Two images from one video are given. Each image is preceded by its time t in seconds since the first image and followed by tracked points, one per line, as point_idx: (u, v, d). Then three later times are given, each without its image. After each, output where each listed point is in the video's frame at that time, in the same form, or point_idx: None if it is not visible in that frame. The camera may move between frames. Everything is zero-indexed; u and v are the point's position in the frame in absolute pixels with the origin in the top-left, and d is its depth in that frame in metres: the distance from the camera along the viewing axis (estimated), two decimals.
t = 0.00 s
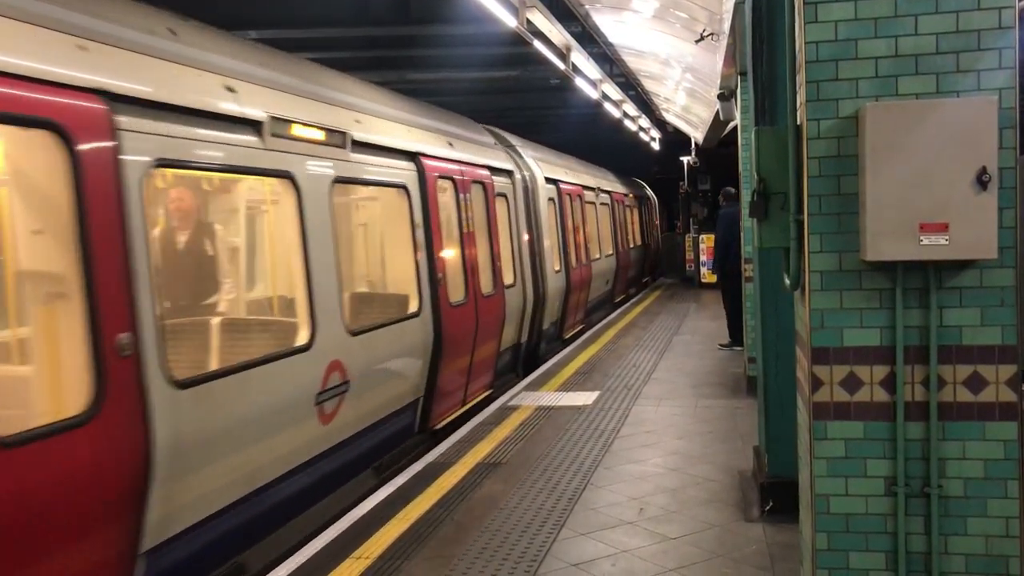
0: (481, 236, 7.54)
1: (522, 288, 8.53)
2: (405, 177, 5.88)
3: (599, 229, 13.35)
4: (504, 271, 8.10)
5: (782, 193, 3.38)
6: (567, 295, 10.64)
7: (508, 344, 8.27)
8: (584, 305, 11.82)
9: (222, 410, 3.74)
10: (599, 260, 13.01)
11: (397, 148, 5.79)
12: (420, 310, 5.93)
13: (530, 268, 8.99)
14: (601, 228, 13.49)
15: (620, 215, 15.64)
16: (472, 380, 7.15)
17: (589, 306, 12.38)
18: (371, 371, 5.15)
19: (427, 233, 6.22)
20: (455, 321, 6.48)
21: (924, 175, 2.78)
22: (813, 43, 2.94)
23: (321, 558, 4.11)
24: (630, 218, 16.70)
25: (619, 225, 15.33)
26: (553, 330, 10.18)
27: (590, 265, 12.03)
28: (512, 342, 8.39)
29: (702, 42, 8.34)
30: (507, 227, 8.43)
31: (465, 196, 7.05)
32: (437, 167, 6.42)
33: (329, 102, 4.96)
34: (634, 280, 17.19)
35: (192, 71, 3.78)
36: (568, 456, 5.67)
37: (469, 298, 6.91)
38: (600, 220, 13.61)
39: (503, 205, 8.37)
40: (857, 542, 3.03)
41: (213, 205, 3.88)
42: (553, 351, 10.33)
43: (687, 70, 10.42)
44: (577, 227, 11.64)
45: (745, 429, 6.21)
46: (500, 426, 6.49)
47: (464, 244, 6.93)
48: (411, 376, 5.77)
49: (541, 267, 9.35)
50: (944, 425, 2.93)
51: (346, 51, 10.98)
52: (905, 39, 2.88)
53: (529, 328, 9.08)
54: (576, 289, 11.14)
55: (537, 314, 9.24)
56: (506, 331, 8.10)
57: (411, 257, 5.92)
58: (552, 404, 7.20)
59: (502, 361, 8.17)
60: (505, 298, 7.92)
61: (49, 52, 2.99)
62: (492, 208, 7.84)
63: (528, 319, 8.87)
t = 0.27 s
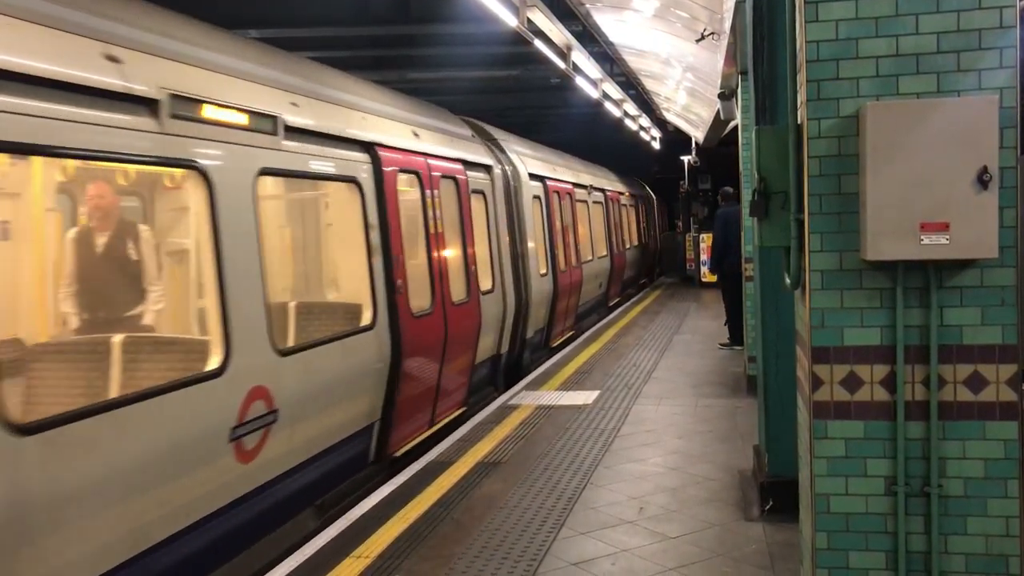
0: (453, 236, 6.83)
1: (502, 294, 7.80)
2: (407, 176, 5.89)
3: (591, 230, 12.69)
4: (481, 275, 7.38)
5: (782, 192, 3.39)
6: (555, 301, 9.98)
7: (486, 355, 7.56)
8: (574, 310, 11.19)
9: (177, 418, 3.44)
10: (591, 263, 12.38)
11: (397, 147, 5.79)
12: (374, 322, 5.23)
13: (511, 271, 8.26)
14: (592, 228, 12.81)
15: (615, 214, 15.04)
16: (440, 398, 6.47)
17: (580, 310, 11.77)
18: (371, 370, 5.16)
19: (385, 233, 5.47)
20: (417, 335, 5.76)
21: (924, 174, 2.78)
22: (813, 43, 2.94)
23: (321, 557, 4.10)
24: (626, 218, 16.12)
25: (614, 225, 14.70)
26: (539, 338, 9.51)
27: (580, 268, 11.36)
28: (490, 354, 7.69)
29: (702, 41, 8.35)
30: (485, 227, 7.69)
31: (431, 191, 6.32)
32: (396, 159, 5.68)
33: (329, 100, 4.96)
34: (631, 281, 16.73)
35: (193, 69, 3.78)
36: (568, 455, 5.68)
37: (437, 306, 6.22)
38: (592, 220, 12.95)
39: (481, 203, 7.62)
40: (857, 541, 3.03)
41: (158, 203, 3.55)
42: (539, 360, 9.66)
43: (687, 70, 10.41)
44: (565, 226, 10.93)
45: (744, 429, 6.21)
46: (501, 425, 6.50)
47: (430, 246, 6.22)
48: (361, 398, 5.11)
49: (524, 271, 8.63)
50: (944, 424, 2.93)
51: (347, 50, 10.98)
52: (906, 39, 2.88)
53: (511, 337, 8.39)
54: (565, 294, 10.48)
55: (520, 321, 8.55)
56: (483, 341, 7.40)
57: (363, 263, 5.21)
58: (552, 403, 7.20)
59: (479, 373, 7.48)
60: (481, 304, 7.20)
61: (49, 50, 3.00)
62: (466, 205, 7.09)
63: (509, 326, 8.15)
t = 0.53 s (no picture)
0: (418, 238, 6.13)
1: (477, 302, 7.09)
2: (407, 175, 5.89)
3: (581, 231, 12.02)
4: (452, 280, 6.66)
5: (783, 192, 3.38)
6: (540, 308, 9.31)
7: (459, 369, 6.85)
8: (562, 316, 10.51)
9: (112, 417, 3.12)
10: (581, 266, 11.73)
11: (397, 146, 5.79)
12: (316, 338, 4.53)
13: (489, 276, 7.53)
14: (582, 229, 12.14)
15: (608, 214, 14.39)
16: (400, 421, 5.76)
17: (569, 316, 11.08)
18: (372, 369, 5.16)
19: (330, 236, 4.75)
20: (369, 352, 5.05)
21: (925, 174, 2.78)
22: (814, 42, 2.94)
23: (321, 557, 4.10)
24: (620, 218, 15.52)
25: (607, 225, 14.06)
26: (522, 349, 8.82)
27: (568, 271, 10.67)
28: (464, 368, 6.99)
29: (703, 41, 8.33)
30: (457, 228, 6.98)
31: (390, 187, 5.61)
32: (345, 150, 4.99)
33: (329, 99, 4.96)
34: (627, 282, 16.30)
35: (194, 69, 3.78)
36: (568, 455, 5.67)
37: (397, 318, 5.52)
38: (582, 220, 12.27)
39: (452, 201, 6.89)
40: (857, 542, 3.02)
41: (92, 188, 3.12)
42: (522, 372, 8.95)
43: (687, 70, 10.40)
44: (552, 227, 10.23)
45: (744, 429, 6.20)
46: (500, 425, 6.49)
47: (387, 249, 5.52)
48: (300, 426, 4.43)
49: (504, 275, 7.93)
50: (944, 425, 2.93)
51: (347, 50, 10.99)
52: (907, 38, 2.87)
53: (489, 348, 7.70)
54: (551, 299, 9.80)
55: (500, 331, 7.85)
56: (455, 355, 6.68)
57: (303, 269, 4.51)
58: (552, 403, 7.19)
59: (451, 389, 6.77)
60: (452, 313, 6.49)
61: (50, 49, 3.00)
62: (434, 202, 6.37)
63: (487, 336, 7.43)
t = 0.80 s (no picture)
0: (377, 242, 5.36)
1: (447, 312, 6.35)
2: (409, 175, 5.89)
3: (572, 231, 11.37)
4: (418, 287, 5.91)
5: (784, 192, 3.38)
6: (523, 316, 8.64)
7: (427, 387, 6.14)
8: (547, 323, 9.85)
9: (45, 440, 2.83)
10: (572, 269, 11.13)
11: (399, 145, 5.79)
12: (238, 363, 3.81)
13: (463, 283, 6.78)
14: (573, 229, 11.48)
15: (601, 213, 13.75)
16: (350, 450, 5.05)
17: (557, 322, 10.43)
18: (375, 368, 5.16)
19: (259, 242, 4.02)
20: (307, 374, 4.33)
21: (926, 174, 2.78)
22: (816, 41, 2.93)
23: (321, 557, 4.09)
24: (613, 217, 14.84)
25: (600, 226, 13.44)
26: (503, 359, 8.14)
27: (554, 274, 10.02)
28: (432, 386, 6.27)
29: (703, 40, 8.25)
30: (427, 229, 6.23)
31: (341, 182, 4.87)
32: (278, 138, 4.24)
33: (329, 98, 4.96)
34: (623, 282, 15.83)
35: (194, 68, 3.78)
36: (568, 455, 5.66)
37: (345, 335, 4.77)
38: (573, 219, 11.61)
39: (438, 199, 6.49)
40: (857, 541, 3.02)
41: None
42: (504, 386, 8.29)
43: (688, 69, 10.38)
44: (539, 228, 9.57)
45: (745, 429, 6.20)
46: (501, 425, 6.48)
47: (336, 253, 4.76)
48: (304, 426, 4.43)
49: (484, 281, 7.19)
50: (945, 425, 2.92)
51: (348, 50, 10.99)
52: (909, 38, 2.87)
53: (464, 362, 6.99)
54: (536, 306, 9.14)
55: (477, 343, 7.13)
56: (439, 363, 6.30)
57: (223, 279, 3.76)
58: (553, 403, 7.19)
59: (416, 410, 6.05)
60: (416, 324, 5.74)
61: (51, 48, 3.00)
62: (396, 198, 5.59)
63: (460, 348, 6.70)
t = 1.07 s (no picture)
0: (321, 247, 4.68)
1: (411, 326, 5.71)
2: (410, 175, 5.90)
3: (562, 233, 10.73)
4: (375, 298, 5.27)
5: (785, 192, 3.37)
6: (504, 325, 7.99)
7: (385, 412, 5.52)
8: (533, 331, 9.21)
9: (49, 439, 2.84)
10: (563, 273, 10.54)
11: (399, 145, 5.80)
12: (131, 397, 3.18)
13: (432, 293, 6.13)
14: (562, 231, 10.82)
15: (594, 213, 13.13)
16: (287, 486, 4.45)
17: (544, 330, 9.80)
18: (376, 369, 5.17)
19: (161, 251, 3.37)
20: (222, 402, 3.69)
21: (927, 174, 2.78)
22: (817, 41, 2.93)
23: (321, 558, 4.09)
24: (607, 217, 14.18)
25: (592, 226, 12.83)
26: (482, 374, 7.51)
27: (541, 279, 9.38)
28: (392, 409, 5.64)
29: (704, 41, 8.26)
30: (388, 234, 5.58)
31: (276, 178, 4.24)
32: (187, 123, 3.61)
33: (330, 99, 4.96)
34: (620, 284, 15.38)
35: (194, 69, 3.78)
36: (569, 455, 5.66)
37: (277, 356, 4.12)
38: (563, 220, 11.01)
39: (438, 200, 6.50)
40: (858, 542, 3.02)
41: None
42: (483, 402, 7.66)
43: (688, 70, 10.37)
44: (524, 230, 8.92)
45: (746, 429, 6.20)
46: (501, 426, 6.47)
47: (268, 262, 4.12)
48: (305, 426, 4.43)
49: (458, 291, 6.59)
50: (945, 425, 2.92)
51: (348, 50, 11.00)
52: (910, 38, 2.87)
53: (435, 379, 6.36)
54: (521, 314, 8.52)
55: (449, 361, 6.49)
56: (441, 364, 6.31)
57: (108, 293, 3.13)
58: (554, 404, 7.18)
59: (371, 437, 5.40)
60: (371, 341, 5.10)
61: (52, 48, 3.01)
62: (348, 199, 4.96)
63: (427, 367, 6.05)
